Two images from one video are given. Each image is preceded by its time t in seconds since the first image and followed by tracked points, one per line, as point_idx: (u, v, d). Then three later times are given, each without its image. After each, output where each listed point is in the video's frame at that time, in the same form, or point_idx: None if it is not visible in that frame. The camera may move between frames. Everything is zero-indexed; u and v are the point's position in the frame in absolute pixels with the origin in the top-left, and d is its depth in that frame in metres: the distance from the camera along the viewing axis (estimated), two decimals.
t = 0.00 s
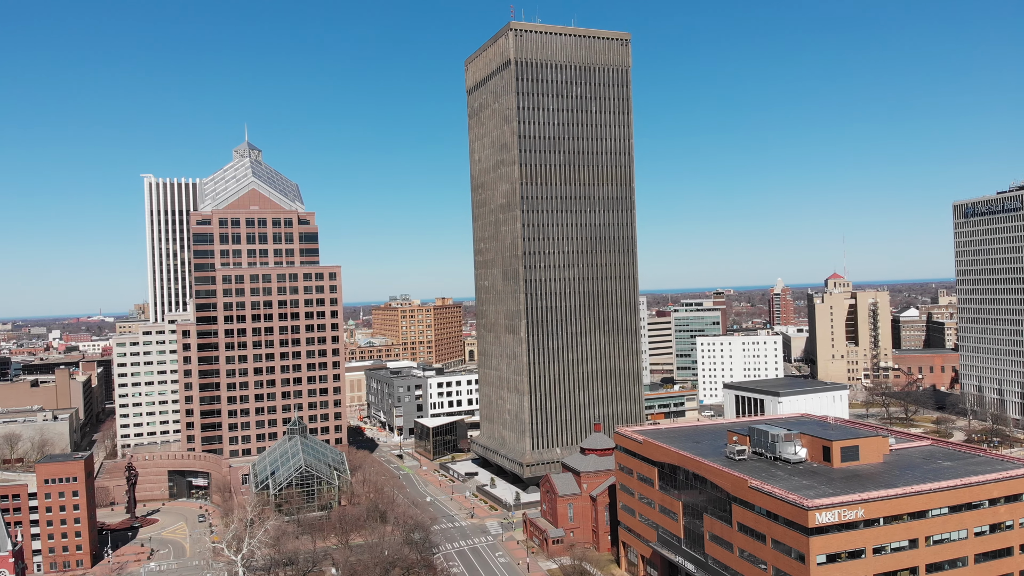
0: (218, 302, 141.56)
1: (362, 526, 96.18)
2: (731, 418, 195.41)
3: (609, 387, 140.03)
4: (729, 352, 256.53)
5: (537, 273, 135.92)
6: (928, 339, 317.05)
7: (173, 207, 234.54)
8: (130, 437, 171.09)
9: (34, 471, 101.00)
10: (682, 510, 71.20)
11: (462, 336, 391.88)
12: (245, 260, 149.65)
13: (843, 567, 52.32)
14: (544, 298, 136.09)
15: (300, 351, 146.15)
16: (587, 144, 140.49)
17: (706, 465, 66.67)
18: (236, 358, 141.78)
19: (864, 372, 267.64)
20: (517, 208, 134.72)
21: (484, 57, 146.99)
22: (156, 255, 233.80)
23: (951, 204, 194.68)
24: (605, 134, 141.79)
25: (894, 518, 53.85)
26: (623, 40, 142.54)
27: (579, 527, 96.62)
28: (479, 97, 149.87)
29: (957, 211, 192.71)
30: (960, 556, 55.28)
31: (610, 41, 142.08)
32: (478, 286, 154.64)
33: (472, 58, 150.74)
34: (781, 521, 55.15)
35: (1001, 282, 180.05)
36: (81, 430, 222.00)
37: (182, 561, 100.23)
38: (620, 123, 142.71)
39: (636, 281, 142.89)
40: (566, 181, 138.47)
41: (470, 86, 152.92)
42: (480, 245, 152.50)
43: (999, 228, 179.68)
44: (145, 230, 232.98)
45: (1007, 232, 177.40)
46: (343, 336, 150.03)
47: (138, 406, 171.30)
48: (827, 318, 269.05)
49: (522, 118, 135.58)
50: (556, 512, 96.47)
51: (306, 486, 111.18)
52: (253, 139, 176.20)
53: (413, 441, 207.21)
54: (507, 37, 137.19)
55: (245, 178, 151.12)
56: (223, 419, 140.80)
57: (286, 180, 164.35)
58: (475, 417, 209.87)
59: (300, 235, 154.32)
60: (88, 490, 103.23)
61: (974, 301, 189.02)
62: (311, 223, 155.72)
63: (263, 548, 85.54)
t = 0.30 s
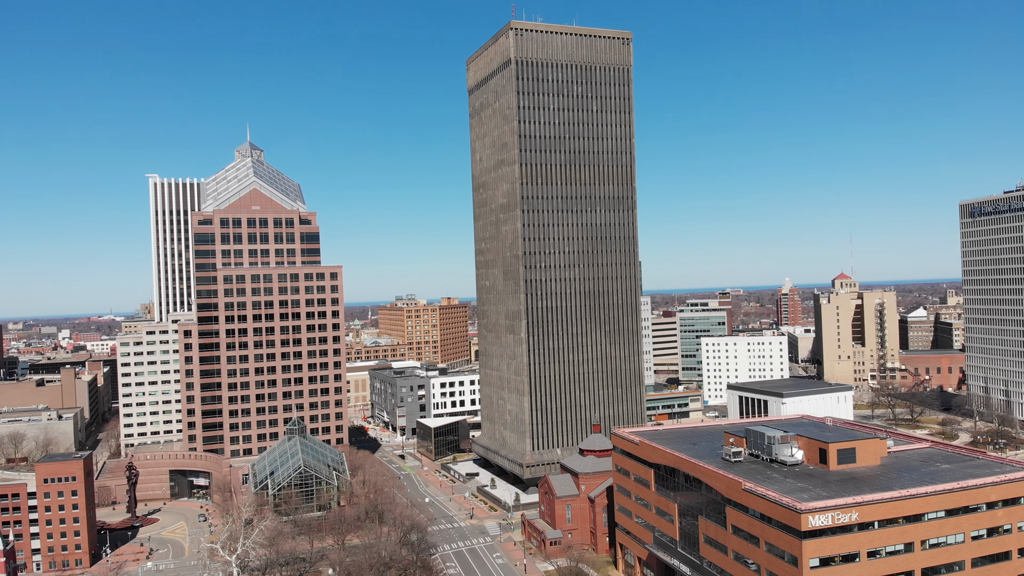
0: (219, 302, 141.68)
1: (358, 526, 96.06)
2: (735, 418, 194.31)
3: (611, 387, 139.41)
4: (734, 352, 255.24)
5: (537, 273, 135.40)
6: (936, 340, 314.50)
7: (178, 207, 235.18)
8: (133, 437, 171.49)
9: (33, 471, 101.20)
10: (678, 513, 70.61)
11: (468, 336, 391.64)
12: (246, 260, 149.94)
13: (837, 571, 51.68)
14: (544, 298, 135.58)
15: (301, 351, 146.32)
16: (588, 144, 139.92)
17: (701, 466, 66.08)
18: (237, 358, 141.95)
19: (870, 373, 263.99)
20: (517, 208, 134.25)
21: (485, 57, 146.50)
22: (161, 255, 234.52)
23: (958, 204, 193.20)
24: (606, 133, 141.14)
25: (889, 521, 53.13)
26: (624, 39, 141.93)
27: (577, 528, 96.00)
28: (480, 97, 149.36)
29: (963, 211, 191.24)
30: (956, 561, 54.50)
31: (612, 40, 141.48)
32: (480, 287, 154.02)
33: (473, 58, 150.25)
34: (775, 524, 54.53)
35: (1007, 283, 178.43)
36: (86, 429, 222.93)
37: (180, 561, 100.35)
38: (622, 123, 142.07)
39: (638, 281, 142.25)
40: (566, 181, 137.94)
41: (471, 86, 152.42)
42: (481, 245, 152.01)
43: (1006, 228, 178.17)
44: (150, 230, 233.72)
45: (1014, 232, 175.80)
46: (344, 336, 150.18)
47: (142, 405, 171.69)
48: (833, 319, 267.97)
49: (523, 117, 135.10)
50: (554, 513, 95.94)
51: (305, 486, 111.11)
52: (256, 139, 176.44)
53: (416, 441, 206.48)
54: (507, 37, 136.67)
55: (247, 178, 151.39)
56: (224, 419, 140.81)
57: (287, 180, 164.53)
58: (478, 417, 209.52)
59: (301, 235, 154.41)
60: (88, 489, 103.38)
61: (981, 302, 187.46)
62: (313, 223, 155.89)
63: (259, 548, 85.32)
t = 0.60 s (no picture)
0: (220, 302, 141.79)
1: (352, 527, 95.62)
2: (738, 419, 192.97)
3: (612, 388, 138.77)
4: (739, 353, 253.82)
5: (538, 273, 134.96)
6: (944, 340, 311.96)
7: (183, 207, 235.91)
8: (137, 436, 172.00)
9: (33, 470, 101.46)
10: (674, 514, 70.08)
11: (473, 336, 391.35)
12: (248, 260, 149.99)
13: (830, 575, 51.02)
14: (545, 298, 135.09)
15: (302, 351, 146.46)
16: (589, 143, 139.34)
17: (696, 468, 65.56)
18: (238, 358, 142.16)
19: (877, 374, 263.64)
20: (518, 208, 133.90)
21: (485, 56, 146.10)
22: (166, 255, 235.25)
23: (964, 203, 191.61)
24: (608, 132, 140.51)
25: (885, 524, 52.41)
26: (626, 37, 141.23)
27: (575, 530, 95.48)
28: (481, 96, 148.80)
29: (970, 210, 189.69)
30: (952, 564, 53.74)
31: (613, 39, 140.84)
32: (481, 287, 153.57)
33: (474, 57, 149.83)
34: (768, 527, 53.91)
35: (1014, 283, 176.65)
36: (92, 428, 223.90)
37: (179, 560, 100.47)
38: (623, 122, 141.36)
39: (640, 281, 141.52)
40: (567, 181, 137.43)
41: (473, 86, 151.99)
42: (483, 245, 151.54)
43: (1012, 228, 176.43)
44: (155, 230, 234.45)
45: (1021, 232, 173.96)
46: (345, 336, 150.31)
47: (145, 405, 172.19)
48: (839, 319, 266.44)
49: (523, 117, 134.67)
50: (552, 515, 95.32)
51: (304, 486, 111.04)
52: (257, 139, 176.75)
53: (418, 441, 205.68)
54: (508, 36, 136.25)
55: (248, 178, 151.61)
56: (226, 419, 141.01)
57: (289, 180, 164.69)
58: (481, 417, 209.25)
59: (302, 235, 154.46)
60: (87, 488, 103.55)
61: (987, 303, 185.78)
62: (314, 223, 155.89)
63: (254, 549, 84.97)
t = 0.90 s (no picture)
0: (221, 301, 141.87)
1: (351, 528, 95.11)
2: (742, 420, 191.73)
3: (613, 388, 138.13)
4: (744, 353, 252.41)
5: (538, 273, 134.55)
6: (952, 341, 309.63)
7: (188, 207, 236.53)
8: (140, 435, 172.54)
9: (32, 469, 101.72)
10: (668, 516, 69.59)
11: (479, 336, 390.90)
12: (249, 260, 150.11)
13: None
14: (545, 298, 134.63)
15: (304, 350, 146.50)
16: (590, 143, 138.71)
17: (690, 470, 64.97)
18: (239, 357, 142.35)
19: (884, 375, 260.52)
20: (518, 208, 133.49)
21: (486, 56, 145.68)
22: (170, 255, 235.92)
23: (971, 202, 190.19)
24: (608, 132, 139.82)
25: (879, 528, 51.74)
26: (627, 36, 140.56)
27: (573, 531, 95.17)
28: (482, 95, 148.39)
29: (977, 210, 188.33)
30: (948, 568, 53.00)
31: (614, 38, 140.18)
32: (482, 286, 153.27)
33: (475, 56, 149.45)
34: (761, 530, 53.30)
35: (1020, 283, 175.03)
36: (96, 427, 224.64)
37: (177, 559, 100.57)
38: (624, 121, 140.63)
39: (641, 282, 140.74)
40: (568, 180, 136.86)
41: (474, 85, 151.64)
42: (484, 245, 151.17)
43: (1019, 227, 174.89)
44: (160, 230, 235.13)
45: None
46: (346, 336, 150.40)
47: (149, 404, 172.78)
48: (845, 319, 264.29)
49: (523, 116, 134.23)
50: (550, 516, 94.87)
51: (303, 486, 111.05)
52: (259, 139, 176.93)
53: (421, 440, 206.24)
54: (508, 35, 135.78)
55: (249, 178, 151.69)
56: (227, 419, 141.28)
57: (291, 180, 164.82)
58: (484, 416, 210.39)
59: (304, 234, 154.45)
60: (85, 487, 103.70)
61: (993, 302, 184.23)
62: (315, 223, 155.78)
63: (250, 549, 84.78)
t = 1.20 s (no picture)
0: (222, 301, 141.93)
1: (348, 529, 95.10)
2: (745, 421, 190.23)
3: (613, 389, 137.48)
4: (749, 353, 251.04)
5: (538, 272, 134.09)
6: (959, 342, 307.14)
7: (192, 207, 237.11)
8: (143, 434, 173.05)
9: (31, 468, 102.13)
10: (664, 517, 69.07)
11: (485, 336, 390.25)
12: (250, 260, 150.23)
13: None
14: (545, 298, 134.12)
15: (304, 350, 146.51)
16: (591, 142, 138.12)
17: (684, 472, 64.43)
18: (240, 356, 142.46)
19: (890, 375, 258.95)
20: (518, 207, 133.15)
21: (487, 55, 145.33)
22: (175, 254, 236.54)
23: (977, 202, 188.57)
24: (610, 131, 139.11)
25: (873, 531, 51.07)
26: (629, 35, 139.91)
27: (571, 532, 94.78)
28: (483, 94, 147.95)
29: (983, 209, 186.79)
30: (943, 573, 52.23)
31: (616, 36, 139.55)
32: (483, 286, 152.93)
33: (476, 55, 149.09)
34: (754, 533, 52.70)
35: None
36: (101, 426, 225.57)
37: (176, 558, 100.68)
38: (626, 120, 139.90)
39: (642, 281, 140.06)
40: (568, 179, 136.32)
41: (475, 85, 151.28)
42: (485, 244, 150.76)
43: None
44: (165, 230, 235.76)
45: None
46: (348, 335, 150.35)
47: (152, 403, 173.21)
48: (852, 320, 262.95)
49: (523, 115, 133.79)
50: (548, 517, 94.38)
51: (302, 487, 111.03)
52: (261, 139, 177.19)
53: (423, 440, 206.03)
54: (508, 34, 135.32)
55: (251, 177, 151.84)
56: (228, 418, 141.47)
57: (293, 180, 164.99)
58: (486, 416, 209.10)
59: (305, 234, 154.45)
60: (85, 486, 103.94)
61: (1000, 303, 182.35)
62: (317, 223, 155.80)
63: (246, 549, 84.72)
